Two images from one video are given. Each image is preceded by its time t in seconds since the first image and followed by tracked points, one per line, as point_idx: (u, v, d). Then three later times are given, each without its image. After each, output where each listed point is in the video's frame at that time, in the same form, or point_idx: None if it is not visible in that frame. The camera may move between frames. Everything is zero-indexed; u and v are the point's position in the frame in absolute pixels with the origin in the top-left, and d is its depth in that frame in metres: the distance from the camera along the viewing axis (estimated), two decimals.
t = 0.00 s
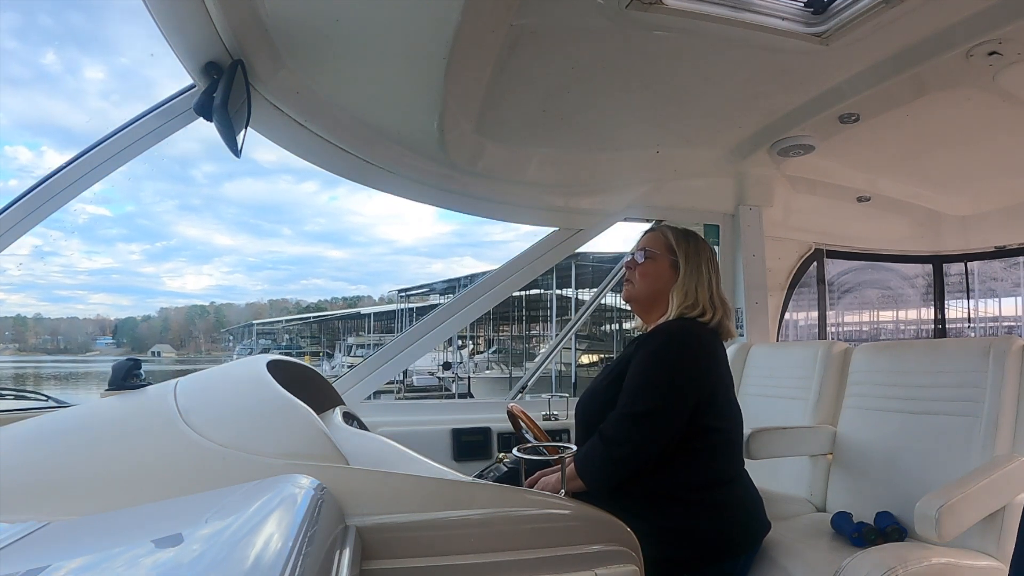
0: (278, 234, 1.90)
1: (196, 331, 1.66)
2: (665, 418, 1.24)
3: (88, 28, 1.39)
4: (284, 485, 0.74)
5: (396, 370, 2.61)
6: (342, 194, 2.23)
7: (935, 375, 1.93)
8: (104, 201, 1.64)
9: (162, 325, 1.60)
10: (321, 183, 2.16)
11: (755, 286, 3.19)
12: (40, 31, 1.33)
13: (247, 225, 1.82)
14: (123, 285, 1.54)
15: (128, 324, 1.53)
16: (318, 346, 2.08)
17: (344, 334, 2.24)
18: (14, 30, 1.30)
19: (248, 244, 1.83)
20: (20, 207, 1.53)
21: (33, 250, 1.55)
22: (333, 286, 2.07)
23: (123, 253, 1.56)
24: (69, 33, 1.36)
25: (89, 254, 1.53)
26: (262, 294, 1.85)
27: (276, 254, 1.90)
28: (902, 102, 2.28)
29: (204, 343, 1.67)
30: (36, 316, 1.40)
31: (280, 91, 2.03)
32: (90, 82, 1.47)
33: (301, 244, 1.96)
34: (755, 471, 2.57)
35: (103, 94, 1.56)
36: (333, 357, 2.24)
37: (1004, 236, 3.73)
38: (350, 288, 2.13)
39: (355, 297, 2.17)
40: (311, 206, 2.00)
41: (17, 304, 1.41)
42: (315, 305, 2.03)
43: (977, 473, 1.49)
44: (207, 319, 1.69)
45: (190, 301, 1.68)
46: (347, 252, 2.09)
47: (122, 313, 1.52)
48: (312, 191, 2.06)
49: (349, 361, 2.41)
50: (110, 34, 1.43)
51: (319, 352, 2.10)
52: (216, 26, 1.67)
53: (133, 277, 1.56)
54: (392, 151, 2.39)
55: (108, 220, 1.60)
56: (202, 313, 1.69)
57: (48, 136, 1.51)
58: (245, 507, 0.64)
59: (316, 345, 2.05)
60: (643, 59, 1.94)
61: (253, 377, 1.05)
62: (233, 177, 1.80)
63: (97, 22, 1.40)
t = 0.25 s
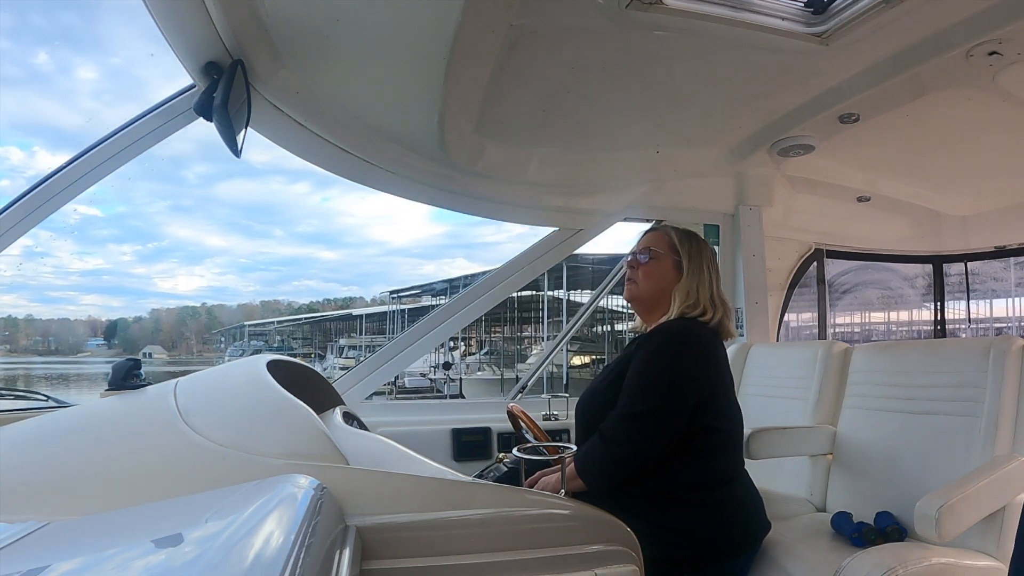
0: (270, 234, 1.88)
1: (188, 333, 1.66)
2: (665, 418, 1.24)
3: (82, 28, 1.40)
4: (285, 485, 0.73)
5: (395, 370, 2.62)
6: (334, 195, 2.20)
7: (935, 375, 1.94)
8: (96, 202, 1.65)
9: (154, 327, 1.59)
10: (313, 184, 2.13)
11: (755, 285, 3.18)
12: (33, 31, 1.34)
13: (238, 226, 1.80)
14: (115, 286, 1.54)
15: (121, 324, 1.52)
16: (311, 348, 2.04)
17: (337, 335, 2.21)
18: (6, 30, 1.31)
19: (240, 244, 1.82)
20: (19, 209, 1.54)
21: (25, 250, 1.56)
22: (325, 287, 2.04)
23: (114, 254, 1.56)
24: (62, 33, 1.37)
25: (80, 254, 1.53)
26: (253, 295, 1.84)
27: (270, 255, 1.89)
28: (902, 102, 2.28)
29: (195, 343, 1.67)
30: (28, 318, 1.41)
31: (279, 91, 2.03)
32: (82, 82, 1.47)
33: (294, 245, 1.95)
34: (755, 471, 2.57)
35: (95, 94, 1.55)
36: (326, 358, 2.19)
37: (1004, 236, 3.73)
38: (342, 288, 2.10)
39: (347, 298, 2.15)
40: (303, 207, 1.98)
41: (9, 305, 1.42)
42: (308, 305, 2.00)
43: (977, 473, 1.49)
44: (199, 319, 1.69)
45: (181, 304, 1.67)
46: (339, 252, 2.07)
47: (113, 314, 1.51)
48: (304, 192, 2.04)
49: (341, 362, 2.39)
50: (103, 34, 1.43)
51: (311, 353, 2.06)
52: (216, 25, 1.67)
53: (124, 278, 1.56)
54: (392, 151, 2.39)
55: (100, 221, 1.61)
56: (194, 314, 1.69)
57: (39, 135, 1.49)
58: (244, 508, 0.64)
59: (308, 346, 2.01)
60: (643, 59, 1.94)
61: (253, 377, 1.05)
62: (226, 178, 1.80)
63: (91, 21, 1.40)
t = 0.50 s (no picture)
0: (262, 236, 1.86)
1: (179, 335, 1.62)
2: (665, 418, 1.24)
3: (76, 28, 1.38)
4: (285, 485, 0.73)
5: (394, 371, 2.62)
6: (327, 197, 2.14)
7: (935, 375, 1.94)
8: (87, 203, 1.63)
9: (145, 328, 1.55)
10: (306, 185, 2.08)
11: (755, 285, 3.18)
12: (27, 31, 1.32)
13: (231, 228, 1.79)
14: (107, 288, 1.51)
15: (112, 326, 1.49)
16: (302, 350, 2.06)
17: (329, 338, 2.21)
18: None
19: (233, 247, 1.80)
20: (18, 209, 1.53)
21: (16, 250, 1.55)
22: (318, 289, 2.03)
23: (106, 256, 1.54)
24: (57, 33, 1.36)
25: (72, 256, 1.52)
26: (246, 296, 1.81)
27: (262, 257, 1.87)
28: (902, 102, 2.28)
29: (187, 346, 1.63)
30: (17, 319, 1.38)
31: (279, 91, 2.03)
32: (74, 83, 1.45)
33: (286, 247, 1.93)
34: (755, 471, 2.57)
35: (87, 95, 1.53)
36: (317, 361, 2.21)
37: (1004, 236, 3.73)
38: (334, 291, 2.09)
39: (339, 300, 2.14)
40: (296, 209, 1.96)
41: None
42: (300, 309, 2.00)
43: (977, 473, 1.49)
44: (190, 321, 1.66)
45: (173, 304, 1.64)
46: (331, 254, 2.06)
47: (104, 315, 1.47)
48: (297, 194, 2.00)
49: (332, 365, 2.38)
50: (97, 34, 1.42)
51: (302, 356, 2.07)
52: (216, 25, 1.67)
53: (116, 280, 1.53)
54: (391, 151, 2.39)
55: (91, 223, 1.60)
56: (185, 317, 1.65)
57: (31, 136, 1.46)
58: (244, 507, 0.64)
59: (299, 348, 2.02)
60: (643, 59, 1.94)
61: (253, 377, 1.05)
62: (217, 179, 1.78)
63: (86, 21, 1.39)
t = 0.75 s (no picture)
0: (254, 238, 1.86)
1: (172, 337, 1.59)
2: (664, 418, 1.24)
3: (68, 29, 1.38)
4: (285, 485, 0.73)
5: (394, 371, 2.62)
6: (319, 200, 2.11)
7: (934, 375, 1.94)
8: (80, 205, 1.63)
9: (138, 330, 1.53)
10: (298, 188, 2.06)
11: (755, 285, 3.18)
12: (20, 31, 1.32)
13: (222, 230, 1.78)
14: (97, 290, 1.48)
15: (104, 328, 1.47)
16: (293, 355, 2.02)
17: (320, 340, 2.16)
18: None
19: (224, 249, 1.80)
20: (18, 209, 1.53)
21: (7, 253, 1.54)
22: (310, 291, 2.03)
23: (98, 258, 1.52)
24: (50, 33, 1.36)
25: (63, 258, 1.51)
26: (237, 299, 1.80)
27: (254, 260, 1.87)
28: (903, 102, 2.28)
29: (179, 348, 1.60)
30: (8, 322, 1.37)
31: (279, 91, 2.03)
32: (67, 84, 1.44)
33: (278, 249, 1.94)
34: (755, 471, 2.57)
35: (78, 97, 1.51)
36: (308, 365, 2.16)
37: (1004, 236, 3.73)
38: (326, 293, 2.09)
39: (331, 303, 2.13)
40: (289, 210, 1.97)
41: None
42: (291, 311, 1.99)
43: (977, 473, 1.49)
44: (182, 324, 1.63)
45: (163, 306, 1.61)
46: (324, 257, 2.07)
47: (94, 317, 1.45)
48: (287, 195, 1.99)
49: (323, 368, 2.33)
50: (89, 34, 1.41)
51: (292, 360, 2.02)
52: (216, 25, 1.67)
53: (109, 282, 1.51)
54: (391, 151, 2.39)
55: (83, 225, 1.60)
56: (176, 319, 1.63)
57: (23, 137, 1.44)
58: (244, 508, 0.64)
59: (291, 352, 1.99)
60: (643, 59, 1.94)
61: (252, 376, 1.05)
62: (208, 181, 1.77)
63: (79, 22, 1.38)
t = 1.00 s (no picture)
0: (246, 240, 1.86)
1: (163, 339, 1.61)
2: (662, 419, 1.24)
3: (57, 29, 1.38)
4: (286, 485, 0.73)
5: (393, 371, 2.62)
6: (313, 201, 2.09)
7: (935, 375, 1.93)
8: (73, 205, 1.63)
9: (130, 332, 1.56)
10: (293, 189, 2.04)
11: (755, 285, 3.18)
12: (11, 32, 1.33)
13: (216, 232, 1.79)
14: (91, 292, 1.52)
15: (97, 330, 1.51)
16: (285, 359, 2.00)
17: (313, 342, 2.12)
18: None
19: (217, 251, 1.80)
20: (19, 207, 1.54)
21: None
22: (302, 293, 2.02)
23: (90, 260, 1.55)
24: (41, 35, 1.36)
25: (56, 260, 1.54)
26: (229, 300, 1.81)
27: (247, 262, 1.87)
28: (903, 102, 2.28)
29: (170, 350, 1.61)
30: None
31: (279, 91, 2.03)
32: (59, 86, 1.45)
33: (270, 251, 1.93)
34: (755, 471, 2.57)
35: (71, 98, 1.52)
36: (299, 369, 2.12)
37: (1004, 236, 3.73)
38: (319, 295, 2.08)
39: (325, 305, 2.11)
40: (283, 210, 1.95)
41: None
42: (283, 313, 1.97)
43: (977, 473, 1.49)
44: (174, 326, 1.65)
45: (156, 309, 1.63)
46: (315, 258, 2.05)
47: (87, 320, 1.50)
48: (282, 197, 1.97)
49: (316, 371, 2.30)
50: (78, 34, 1.41)
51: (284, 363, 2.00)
52: (216, 26, 1.67)
53: (100, 285, 1.54)
54: (391, 151, 2.39)
55: (76, 226, 1.62)
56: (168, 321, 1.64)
57: (16, 139, 1.44)
58: (244, 507, 0.64)
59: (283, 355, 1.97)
60: (643, 59, 1.94)
61: (252, 376, 1.05)
62: (200, 183, 1.77)
63: (67, 22, 1.39)
